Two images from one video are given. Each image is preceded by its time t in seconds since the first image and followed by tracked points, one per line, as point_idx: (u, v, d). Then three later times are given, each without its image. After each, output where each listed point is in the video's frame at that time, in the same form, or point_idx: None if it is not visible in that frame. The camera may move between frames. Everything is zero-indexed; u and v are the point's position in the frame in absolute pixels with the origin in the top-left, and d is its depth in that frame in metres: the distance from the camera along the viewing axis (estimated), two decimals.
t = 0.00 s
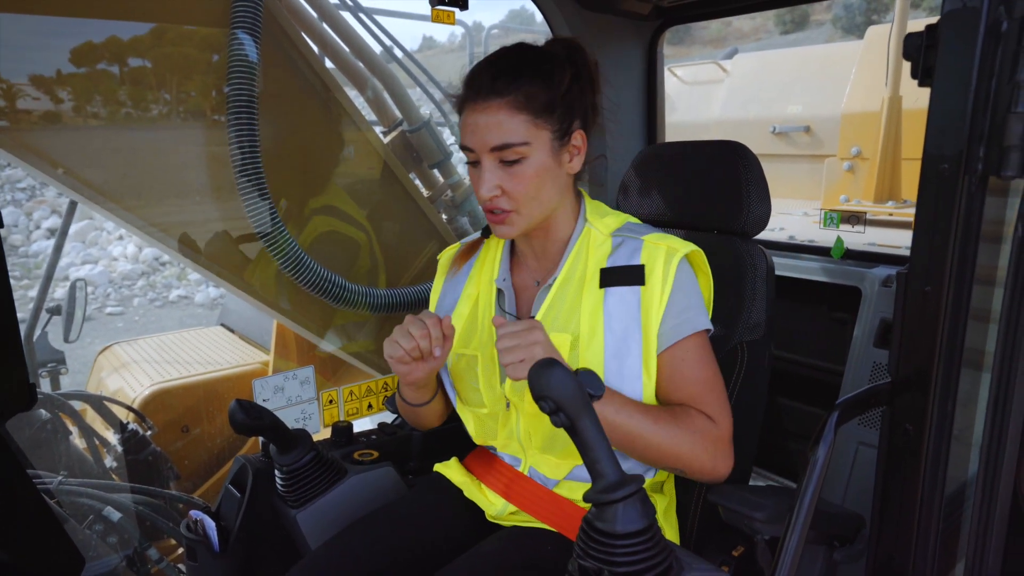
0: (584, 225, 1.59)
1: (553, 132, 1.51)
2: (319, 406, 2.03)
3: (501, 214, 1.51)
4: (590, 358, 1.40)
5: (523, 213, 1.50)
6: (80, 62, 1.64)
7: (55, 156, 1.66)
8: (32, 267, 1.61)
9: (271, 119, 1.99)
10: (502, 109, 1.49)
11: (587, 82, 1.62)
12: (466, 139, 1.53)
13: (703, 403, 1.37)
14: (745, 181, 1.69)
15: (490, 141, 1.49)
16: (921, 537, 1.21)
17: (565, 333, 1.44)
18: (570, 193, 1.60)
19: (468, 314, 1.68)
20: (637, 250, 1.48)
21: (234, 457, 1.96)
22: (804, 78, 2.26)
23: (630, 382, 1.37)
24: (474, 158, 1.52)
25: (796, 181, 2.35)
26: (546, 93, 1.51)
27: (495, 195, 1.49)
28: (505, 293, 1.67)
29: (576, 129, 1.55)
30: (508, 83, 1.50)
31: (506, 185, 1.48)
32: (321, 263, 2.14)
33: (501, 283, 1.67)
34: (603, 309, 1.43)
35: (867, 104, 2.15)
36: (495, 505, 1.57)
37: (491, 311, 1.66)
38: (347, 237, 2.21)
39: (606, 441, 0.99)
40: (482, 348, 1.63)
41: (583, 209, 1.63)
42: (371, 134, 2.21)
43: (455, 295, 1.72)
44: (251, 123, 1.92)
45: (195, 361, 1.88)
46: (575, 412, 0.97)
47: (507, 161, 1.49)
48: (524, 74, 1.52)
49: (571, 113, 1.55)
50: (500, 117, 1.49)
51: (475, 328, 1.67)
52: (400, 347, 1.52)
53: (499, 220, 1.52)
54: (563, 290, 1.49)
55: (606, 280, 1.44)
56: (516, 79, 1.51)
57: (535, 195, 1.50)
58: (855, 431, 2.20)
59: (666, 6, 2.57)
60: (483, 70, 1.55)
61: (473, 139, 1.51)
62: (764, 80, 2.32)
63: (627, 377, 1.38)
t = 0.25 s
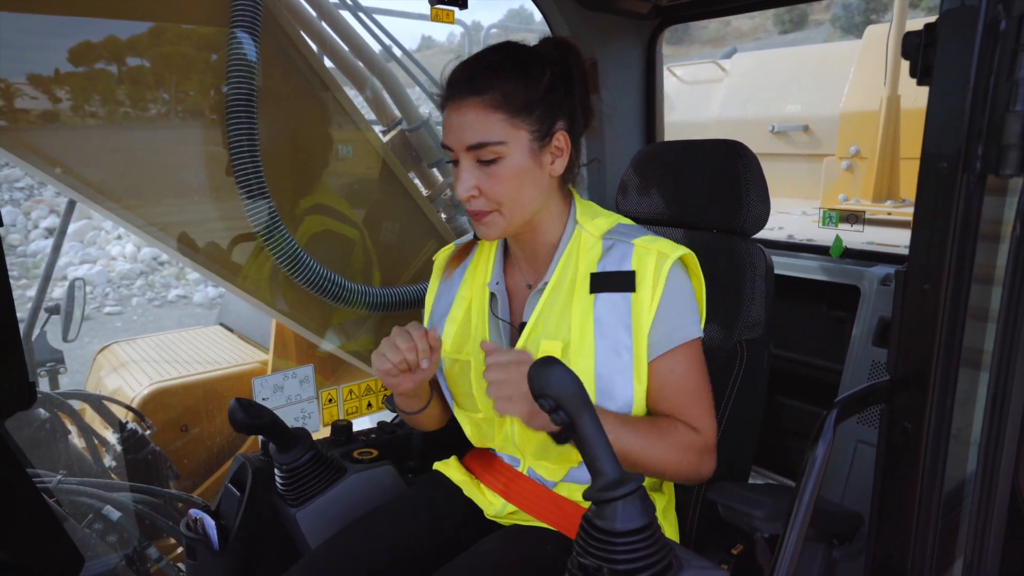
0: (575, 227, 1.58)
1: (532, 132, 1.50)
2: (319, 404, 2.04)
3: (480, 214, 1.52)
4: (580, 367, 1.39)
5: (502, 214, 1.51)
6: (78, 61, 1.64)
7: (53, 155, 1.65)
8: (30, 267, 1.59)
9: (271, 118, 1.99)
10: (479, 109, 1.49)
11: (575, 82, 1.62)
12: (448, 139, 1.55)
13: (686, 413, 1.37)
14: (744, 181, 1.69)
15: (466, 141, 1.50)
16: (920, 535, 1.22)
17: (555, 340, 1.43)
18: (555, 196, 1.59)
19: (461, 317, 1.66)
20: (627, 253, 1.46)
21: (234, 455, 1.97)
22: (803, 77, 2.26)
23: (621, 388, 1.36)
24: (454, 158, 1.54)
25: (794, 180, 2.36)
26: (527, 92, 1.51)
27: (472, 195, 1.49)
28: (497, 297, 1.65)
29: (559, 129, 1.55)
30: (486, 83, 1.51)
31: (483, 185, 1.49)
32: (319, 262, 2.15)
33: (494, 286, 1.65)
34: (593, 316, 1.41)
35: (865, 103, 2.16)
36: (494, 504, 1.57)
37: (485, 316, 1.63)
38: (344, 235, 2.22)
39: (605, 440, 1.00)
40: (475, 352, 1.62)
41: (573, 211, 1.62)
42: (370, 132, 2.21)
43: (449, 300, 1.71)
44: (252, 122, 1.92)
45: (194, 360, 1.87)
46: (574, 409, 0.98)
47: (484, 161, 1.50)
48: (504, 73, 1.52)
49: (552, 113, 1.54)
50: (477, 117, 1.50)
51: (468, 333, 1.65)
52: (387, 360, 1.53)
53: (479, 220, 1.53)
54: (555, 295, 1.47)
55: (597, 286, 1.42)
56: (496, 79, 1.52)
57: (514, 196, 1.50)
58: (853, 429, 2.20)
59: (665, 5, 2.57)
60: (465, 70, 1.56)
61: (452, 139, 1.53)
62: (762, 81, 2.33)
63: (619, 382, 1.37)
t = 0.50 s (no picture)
0: (561, 231, 1.57)
1: (516, 123, 1.51)
2: (317, 403, 2.04)
3: (462, 200, 1.54)
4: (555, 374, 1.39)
5: (482, 202, 1.52)
6: (76, 60, 1.64)
7: (52, 154, 1.65)
8: (29, 267, 1.57)
9: (270, 117, 2.00)
10: (466, 96, 1.53)
11: (579, 80, 1.63)
12: (439, 126, 1.59)
13: (664, 438, 1.39)
14: (741, 179, 1.69)
15: (452, 126, 1.54)
16: (915, 532, 1.22)
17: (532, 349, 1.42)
18: (543, 192, 1.58)
19: (460, 314, 1.66)
20: (606, 265, 1.45)
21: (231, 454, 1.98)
22: (800, 76, 2.27)
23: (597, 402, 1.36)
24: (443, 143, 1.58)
25: (791, 180, 2.37)
26: (515, 83, 1.52)
27: (451, 180, 1.52)
28: (492, 295, 1.64)
29: (547, 124, 1.54)
30: (476, 71, 1.54)
31: (464, 171, 1.51)
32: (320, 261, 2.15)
33: (489, 284, 1.64)
34: (569, 327, 1.40)
35: (863, 102, 2.16)
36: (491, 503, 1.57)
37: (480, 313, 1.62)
38: (341, 230, 2.22)
39: (602, 438, 1.00)
40: (468, 349, 1.61)
41: (563, 213, 1.61)
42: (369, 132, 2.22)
43: (452, 296, 1.74)
44: (250, 121, 1.93)
45: (192, 359, 1.87)
46: (572, 408, 0.98)
47: (468, 147, 1.52)
48: (496, 64, 1.54)
49: (541, 107, 1.54)
50: (464, 103, 1.53)
51: (467, 330, 1.64)
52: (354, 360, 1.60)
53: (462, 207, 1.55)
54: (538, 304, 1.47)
55: (576, 296, 1.42)
56: (487, 68, 1.54)
57: (493, 185, 1.51)
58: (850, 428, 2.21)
59: (663, 5, 2.58)
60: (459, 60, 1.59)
61: (441, 124, 1.57)
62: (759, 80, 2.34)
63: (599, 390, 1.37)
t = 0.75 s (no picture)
0: (564, 228, 1.57)
1: (523, 119, 1.51)
2: (313, 403, 2.05)
3: (464, 192, 1.54)
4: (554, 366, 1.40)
5: (484, 195, 1.52)
6: (73, 60, 1.64)
7: (49, 154, 1.65)
8: (26, 267, 1.59)
9: (268, 116, 2.00)
10: (475, 88, 1.52)
11: (588, 82, 1.64)
12: (448, 117, 1.58)
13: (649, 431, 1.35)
14: (737, 179, 1.69)
15: (459, 117, 1.53)
16: (909, 531, 1.22)
17: (531, 342, 1.44)
18: (545, 189, 1.58)
19: (457, 310, 1.67)
20: (609, 260, 1.46)
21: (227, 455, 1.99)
22: (797, 75, 2.27)
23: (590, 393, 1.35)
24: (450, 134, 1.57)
25: (787, 180, 2.37)
26: (523, 78, 1.52)
27: (455, 171, 1.52)
28: (489, 291, 1.65)
29: (553, 122, 1.54)
30: (486, 64, 1.54)
31: (467, 163, 1.51)
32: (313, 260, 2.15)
33: (487, 280, 1.66)
34: (568, 319, 1.41)
35: (859, 102, 2.17)
36: (486, 504, 1.56)
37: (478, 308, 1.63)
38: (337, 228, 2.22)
39: (597, 437, 1.00)
40: (466, 345, 1.62)
41: (565, 210, 1.61)
42: (366, 132, 2.23)
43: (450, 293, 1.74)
44: (246, 121, 1.93)
45: (190, 360, 1.90)
46: (567, 407, 0.98)
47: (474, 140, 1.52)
48: (506, 57, 1.54)
49: (548, 106, 1.54)
50: (473, 95, 1.53)
51: (464, 326, 1.65)
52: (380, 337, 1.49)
53: (465, 199, 1.55)
54: (539, 295, 1.48)
55: (576, 289, 1.43)
56: (497, 62, 1.54)
57: (496, 179, 1.50)
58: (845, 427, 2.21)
59: (660, 5, 2.58)
60: (472, 51, 1.59)
61: (449, 114, 1.56)
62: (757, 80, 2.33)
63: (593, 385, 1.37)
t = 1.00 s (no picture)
0: (555, 222, 1.58)
1: (529, 127, 1.50)
2: (309, 403, 2.02)
3: (461, 187, 1.53)
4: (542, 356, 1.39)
5: (478, 195, 1.52)
6: (71, 59, 1.64)
7: (47, 154, 1.65)
8: (24, 267, 1.57)
9: (263, 117, 2.00)
10: (487, 87, 1.50)
11: (605, 92, 1.63)
12: (457, 108, 1.56)
13: (631, 423, 1.35)
14: (734, 178, 1.68)
15: (468, 113, 1.51)
16: (907, 532, 1.21)
17: (521, 334, 1.43)
18: (541, 197, 1.57)
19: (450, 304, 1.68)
20: (599, 252, 1.46)
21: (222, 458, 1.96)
22: (795, 73, 2.26)
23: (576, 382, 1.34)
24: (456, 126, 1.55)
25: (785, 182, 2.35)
26: (535, 84, 1.50)
27: (454, 165, 1.51)
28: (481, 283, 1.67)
29: (558, 136, 1.53)
30: (503, 63, 1.51)
31: (467, 160, 1.50)
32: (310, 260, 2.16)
33: (478, 273, 1.67)
34: (558, 310, 1.40)
35: (857, 102, 2.16)
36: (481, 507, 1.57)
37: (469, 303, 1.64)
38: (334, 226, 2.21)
39: (592, 438, 0.99)
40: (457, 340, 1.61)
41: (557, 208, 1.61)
42: (362, 131, 2.22)
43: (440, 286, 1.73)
44: (242, 121, 1.93)
45: (186, 359, 1.85)
46: (561, 409, 0.97)
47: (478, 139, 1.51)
48: (523, 58, 1.52)
49: (556, 118, 1.53)
50: (484, 95, 1.50)
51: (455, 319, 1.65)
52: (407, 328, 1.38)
53: (461, 193, 1.54)
54: (532, 287, 1.47)
55: (568, 281, 1.42)
56: (512, 62, 1.51)
57: (493, 182, 1.50)
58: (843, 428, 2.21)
59: (657, 4, 2.58)
60: (492, 44, 1.55)
61: (459, 108, 1.54)
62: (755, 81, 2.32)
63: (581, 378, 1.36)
